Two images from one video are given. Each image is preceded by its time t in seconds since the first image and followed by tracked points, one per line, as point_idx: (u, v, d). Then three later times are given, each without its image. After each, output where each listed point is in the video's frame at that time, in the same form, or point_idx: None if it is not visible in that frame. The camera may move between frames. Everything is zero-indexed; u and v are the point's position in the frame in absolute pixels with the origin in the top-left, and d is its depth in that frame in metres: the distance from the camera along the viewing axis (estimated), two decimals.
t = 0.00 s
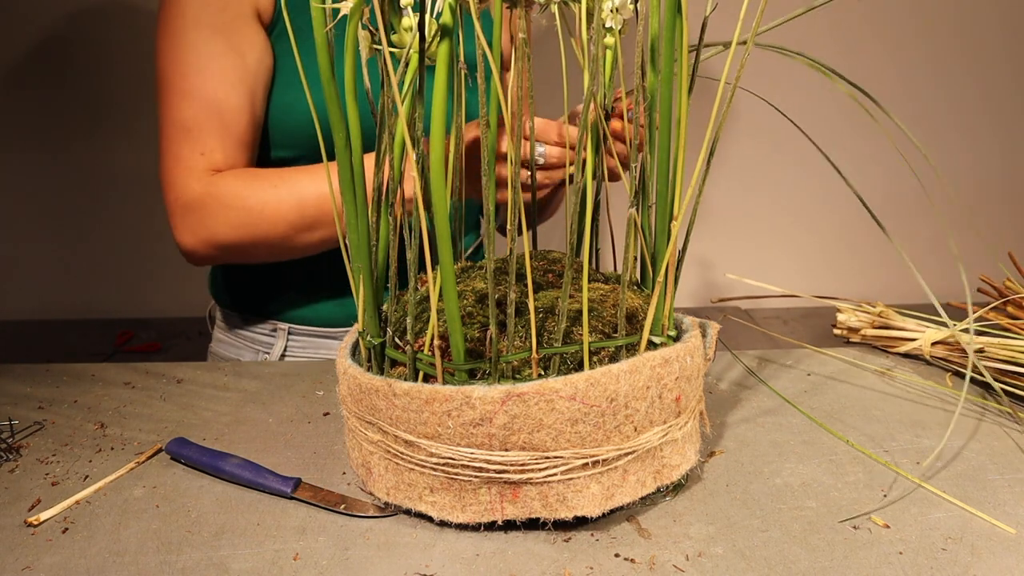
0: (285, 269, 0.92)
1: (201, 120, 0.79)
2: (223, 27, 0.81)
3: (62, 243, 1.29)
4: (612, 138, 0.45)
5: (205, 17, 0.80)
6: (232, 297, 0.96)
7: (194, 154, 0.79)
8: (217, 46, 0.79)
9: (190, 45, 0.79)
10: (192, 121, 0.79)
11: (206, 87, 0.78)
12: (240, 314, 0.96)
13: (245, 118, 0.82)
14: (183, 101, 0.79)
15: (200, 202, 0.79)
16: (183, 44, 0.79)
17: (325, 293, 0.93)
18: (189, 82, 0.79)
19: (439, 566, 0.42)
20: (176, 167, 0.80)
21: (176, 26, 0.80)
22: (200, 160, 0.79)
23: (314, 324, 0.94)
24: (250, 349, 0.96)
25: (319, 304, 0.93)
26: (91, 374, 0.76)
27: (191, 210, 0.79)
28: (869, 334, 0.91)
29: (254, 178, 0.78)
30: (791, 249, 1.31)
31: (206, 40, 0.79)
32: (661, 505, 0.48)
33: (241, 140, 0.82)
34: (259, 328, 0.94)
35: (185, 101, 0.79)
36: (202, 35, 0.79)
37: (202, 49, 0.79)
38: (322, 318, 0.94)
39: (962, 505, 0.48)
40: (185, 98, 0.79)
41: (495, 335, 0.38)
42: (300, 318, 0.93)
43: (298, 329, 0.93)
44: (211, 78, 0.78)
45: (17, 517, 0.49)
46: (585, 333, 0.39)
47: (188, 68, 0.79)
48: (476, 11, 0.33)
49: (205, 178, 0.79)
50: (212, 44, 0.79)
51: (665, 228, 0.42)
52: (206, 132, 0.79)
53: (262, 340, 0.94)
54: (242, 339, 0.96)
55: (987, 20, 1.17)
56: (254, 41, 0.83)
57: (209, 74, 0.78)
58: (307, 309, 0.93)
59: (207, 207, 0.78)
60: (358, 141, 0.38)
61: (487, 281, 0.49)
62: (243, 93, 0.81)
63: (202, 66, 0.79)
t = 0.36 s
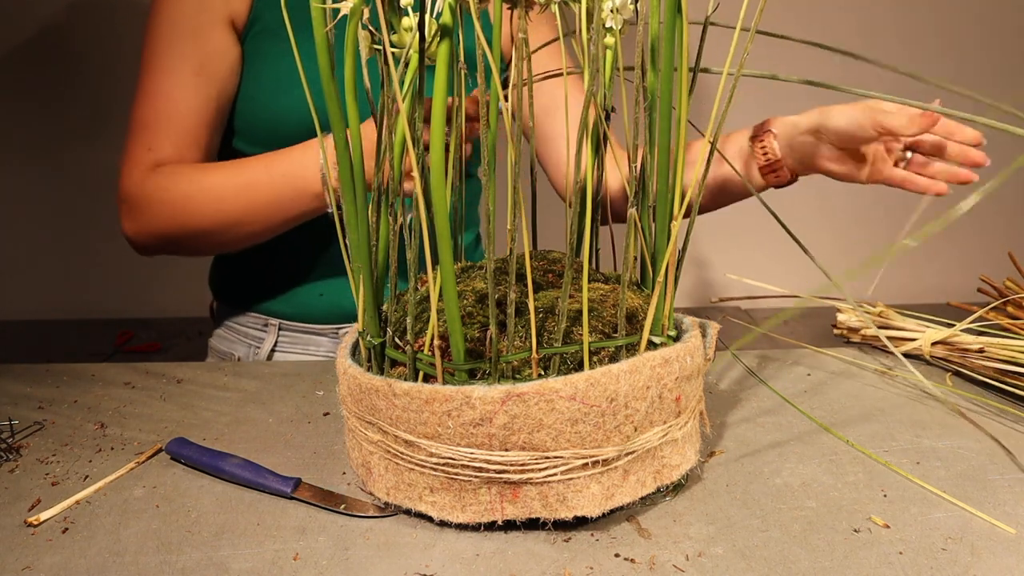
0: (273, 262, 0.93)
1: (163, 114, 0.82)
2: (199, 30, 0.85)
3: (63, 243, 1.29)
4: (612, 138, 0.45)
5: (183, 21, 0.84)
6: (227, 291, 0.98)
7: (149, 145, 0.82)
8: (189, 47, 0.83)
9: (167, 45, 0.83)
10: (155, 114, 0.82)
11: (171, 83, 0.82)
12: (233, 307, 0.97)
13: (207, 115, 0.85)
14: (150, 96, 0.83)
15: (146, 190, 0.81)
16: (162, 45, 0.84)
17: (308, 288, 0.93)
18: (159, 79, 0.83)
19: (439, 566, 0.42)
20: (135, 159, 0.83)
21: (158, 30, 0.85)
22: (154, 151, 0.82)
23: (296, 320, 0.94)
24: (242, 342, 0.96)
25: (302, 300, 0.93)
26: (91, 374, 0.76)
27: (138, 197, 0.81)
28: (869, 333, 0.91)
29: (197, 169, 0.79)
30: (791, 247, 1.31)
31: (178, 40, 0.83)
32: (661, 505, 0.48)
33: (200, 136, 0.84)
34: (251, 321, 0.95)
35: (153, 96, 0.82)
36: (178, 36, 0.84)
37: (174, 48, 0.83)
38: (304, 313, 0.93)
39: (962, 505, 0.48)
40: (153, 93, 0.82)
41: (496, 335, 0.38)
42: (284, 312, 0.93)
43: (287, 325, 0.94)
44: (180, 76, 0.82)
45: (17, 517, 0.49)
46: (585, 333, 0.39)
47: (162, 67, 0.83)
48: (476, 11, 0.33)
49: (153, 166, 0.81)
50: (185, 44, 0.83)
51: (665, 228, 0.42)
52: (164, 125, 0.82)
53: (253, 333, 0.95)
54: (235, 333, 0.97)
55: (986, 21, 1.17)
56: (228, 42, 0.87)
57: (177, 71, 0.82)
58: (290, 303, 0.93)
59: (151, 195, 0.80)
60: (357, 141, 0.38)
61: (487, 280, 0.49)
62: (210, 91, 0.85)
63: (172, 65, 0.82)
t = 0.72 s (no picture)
0: (267, 265, 0.93)
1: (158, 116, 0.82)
2: (196, 30, 0.84)
3: (63, 243, 1.29)
4: (612, 138, 0.45)
5: (180, 19, 0.84)
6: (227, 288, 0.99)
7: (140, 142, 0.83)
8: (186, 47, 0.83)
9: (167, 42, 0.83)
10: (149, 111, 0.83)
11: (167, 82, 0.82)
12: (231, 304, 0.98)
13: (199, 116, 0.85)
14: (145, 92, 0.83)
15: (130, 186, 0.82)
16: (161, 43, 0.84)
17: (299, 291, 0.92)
18: (157, 77, 0.83)
19: (439, 566, 0.42)
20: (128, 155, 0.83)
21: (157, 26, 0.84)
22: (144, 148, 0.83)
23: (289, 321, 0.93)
24: (238, 339, 0.97)
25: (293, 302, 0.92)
26: (91, 374, 0.76)
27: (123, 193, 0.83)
28: (869, 334, 0.91)
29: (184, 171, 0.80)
30: (792, 246, 1.31)
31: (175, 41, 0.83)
32: (661, 505, 0.48)
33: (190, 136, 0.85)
34: (248, 319, 0.96)
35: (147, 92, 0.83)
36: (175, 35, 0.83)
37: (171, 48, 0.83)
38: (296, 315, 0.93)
39: (962, 505, 0.48)
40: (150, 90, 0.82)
41: (496, 335, 0.38)
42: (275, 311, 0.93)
43: (281, 324, 0.94)
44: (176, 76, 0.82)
45: (17, 517, 0.49)
46: (585, 333, 0.39)
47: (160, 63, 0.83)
48: (476, 11, 0.33)
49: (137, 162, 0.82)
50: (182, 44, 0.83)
51: (665, 228, 0.42)
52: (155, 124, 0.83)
53: (249, 330, 0.96)
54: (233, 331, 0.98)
55: (985, 21, 1.17)
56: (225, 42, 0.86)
57: (173, 71, 0.82)
58: (282, 304, 0.92)
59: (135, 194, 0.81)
60: (358, 141, 0.38)
61: (487, 280, 0.49)
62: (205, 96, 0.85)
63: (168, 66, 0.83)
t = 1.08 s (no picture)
0: (270, 267, 0.92)
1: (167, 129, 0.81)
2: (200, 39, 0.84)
3: (63, 243, 1.29)
4: (612, 138, 0.45)
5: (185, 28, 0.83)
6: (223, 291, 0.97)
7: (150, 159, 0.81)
8: (189, 58, 0.82)
9: (166, 53, 0.82)
10: (155, 125, 0.81)
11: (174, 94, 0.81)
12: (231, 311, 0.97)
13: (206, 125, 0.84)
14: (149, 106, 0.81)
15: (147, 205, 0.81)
16: (159, 55, 0.82)
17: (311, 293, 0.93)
18: (161, 89, 0.81)
19: (439, 566, 0.42)
20: (136, 171, 0.82)
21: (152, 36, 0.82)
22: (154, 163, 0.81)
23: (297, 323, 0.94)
24: (241, 346, 0.96)
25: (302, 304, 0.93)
26: (91, 374, 0.76)
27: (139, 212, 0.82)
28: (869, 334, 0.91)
29: (204, 188, 0.80)
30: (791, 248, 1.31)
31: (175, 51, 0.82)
32: (661, 505, 0.48)
33: (199, 146, 0.84)
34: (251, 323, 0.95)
35: (152, 106, 0.81)
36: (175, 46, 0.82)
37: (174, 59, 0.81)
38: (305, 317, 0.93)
39: (962, 504, 0.48)
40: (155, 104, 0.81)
41: (495, 335, 0.38)
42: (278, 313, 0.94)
43: (287, 327, 0.94)
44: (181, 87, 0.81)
45: (17, 517, 0.49)
46: (585, 333, 0.39)
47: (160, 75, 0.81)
48: (476, 12, 0.33)
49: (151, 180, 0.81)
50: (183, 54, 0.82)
51: (665, 228, 0.42)
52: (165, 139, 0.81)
53: (252, 338, 0.95)
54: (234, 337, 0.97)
55: (985, 21, 1.17)
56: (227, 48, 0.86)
57: (180, 85, 0.81)
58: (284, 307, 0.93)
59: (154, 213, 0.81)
60: (357, 140, 0.38)
61: (487, 280, 0.49)
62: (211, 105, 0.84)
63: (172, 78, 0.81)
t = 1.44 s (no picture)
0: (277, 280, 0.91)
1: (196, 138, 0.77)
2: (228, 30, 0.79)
3: (63, 242, 1.29)
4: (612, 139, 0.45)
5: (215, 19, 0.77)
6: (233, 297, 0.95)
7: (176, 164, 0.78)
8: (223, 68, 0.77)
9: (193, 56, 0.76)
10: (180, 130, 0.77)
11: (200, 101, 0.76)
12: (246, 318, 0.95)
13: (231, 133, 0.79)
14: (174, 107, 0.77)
15: (177, 212, 0.79)
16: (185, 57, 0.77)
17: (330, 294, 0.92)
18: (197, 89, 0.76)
19: (439, 566, 0.42)
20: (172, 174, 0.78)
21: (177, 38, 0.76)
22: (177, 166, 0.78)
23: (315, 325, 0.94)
24: (258, 352, 0.95)
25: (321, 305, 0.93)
26: (91, 374, 0.76)
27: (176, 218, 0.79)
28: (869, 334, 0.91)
29: (231, 194, 0.78)
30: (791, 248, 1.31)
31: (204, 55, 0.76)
32: (661, 505, 0.48)
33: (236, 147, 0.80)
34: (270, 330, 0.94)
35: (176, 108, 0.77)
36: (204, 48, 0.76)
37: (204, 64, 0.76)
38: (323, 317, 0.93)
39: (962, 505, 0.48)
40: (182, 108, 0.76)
41: (495, 335, 0.38)
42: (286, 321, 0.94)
43: (308, 333, 0.93)
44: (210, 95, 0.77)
45: (17, 517, 0.49)
46: (585, 333, 0.39)
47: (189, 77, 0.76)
48: (476, 12, 0.33)
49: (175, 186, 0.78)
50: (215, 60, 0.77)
51: (665, 228, 0.42)
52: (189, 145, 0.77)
53: (274, 346, 0.94)
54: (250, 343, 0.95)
55: (985, 21, 1.17)
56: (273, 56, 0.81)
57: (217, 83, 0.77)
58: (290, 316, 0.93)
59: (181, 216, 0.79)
60: (357, 140, 0.38)
61: (487, 280, 0.49)
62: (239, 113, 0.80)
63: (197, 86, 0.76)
